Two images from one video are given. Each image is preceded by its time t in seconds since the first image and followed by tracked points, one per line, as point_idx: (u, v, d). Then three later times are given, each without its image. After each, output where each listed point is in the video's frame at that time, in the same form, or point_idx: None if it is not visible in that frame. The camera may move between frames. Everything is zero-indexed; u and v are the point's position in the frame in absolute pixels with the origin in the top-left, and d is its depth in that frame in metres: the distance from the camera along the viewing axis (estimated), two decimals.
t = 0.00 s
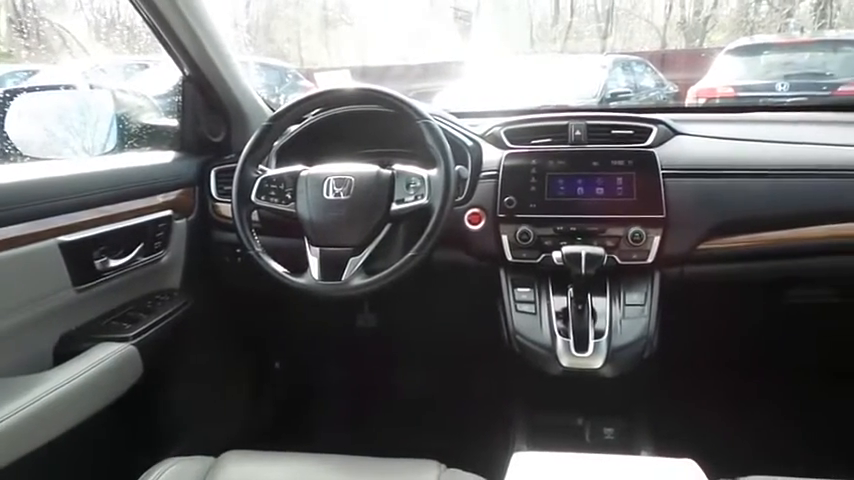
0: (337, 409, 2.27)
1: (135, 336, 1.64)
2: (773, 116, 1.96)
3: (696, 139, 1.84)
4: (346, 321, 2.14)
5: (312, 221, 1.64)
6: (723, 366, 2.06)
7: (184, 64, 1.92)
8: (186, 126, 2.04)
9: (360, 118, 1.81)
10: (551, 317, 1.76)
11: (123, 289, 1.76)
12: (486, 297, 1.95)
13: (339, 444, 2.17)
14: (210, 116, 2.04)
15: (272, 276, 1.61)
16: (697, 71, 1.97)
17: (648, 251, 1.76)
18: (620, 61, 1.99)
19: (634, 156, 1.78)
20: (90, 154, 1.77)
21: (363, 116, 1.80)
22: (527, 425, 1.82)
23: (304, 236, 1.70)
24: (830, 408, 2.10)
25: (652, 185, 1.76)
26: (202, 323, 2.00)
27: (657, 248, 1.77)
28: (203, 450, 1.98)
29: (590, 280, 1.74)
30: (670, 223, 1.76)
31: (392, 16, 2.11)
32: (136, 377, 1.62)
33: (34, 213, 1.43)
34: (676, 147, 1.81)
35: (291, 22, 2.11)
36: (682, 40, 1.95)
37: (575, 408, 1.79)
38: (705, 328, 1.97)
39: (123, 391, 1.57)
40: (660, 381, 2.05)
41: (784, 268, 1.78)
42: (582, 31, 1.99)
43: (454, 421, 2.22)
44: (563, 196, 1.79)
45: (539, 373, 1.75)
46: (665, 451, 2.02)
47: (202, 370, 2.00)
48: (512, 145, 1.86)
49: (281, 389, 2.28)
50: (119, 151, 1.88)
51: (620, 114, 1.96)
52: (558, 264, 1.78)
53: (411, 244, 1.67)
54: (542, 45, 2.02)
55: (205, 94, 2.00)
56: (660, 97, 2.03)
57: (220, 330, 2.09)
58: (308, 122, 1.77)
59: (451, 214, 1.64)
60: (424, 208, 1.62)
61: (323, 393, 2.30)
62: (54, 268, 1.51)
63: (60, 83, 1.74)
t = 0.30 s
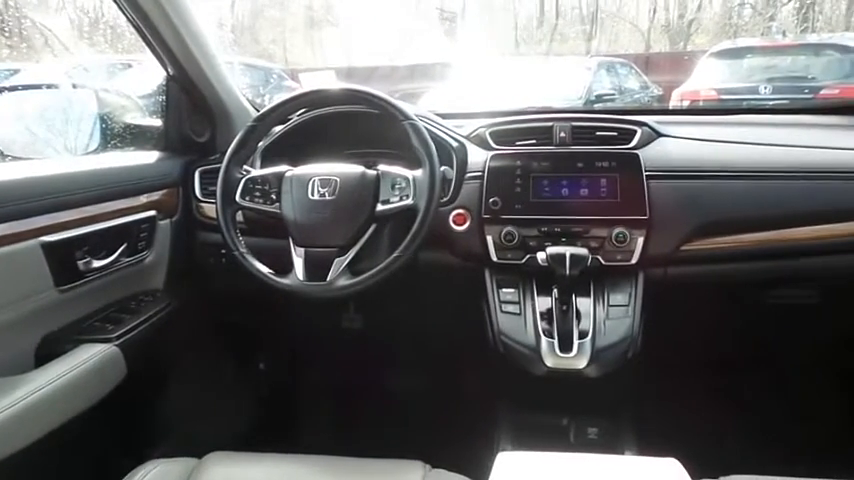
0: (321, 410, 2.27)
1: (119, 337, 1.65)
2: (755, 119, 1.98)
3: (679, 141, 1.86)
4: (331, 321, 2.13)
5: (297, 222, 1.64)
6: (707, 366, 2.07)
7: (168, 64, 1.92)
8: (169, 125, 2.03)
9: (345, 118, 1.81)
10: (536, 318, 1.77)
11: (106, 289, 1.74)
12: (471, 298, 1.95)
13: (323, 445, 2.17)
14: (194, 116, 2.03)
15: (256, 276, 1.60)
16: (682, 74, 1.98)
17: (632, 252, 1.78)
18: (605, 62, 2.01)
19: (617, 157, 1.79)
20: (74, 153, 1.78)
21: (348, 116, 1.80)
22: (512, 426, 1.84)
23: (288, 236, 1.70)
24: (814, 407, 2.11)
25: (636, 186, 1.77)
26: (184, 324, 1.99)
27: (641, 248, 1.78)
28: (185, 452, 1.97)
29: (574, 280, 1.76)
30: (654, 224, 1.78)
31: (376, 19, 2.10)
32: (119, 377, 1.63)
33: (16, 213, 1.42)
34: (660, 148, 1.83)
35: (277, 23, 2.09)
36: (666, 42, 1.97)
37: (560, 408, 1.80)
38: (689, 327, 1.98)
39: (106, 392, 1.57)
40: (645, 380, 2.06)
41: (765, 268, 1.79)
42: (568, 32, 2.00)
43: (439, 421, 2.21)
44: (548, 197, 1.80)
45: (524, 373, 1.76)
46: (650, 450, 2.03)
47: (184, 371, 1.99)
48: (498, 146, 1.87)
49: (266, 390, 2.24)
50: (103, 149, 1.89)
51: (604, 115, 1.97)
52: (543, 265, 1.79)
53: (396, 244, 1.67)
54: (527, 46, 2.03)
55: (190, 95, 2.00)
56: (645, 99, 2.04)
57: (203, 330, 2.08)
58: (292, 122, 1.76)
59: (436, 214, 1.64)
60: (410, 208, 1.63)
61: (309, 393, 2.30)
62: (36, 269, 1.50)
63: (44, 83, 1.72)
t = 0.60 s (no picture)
0: (308, 410, 2.27)
1: (102, 338, 1.64)
2: (744, 120, 1.98)
3: (665, 143, 1.86)
4: (317, 320, 2.13)
5: (284, 222, 1.63)
6: (692, 365, 2.09)
7: (153, 63, 1.90)
8: (154, 126, 2.01)
9: (332, 119, 1.81)
10: (523, 317, 1.78)
11: (91, 290, 1.73)
12: (457, 299, 1.95)
13: (308, 446, 2.17)
14: (179, 115, 2.01)
15: (242, 276, 1.59)
16: (667, 75, 1.99)
17: (618, 252, 1.79)
18: (591, 64, 2.01)
19: (603, 158, 1.80)
20: (59, 151, 1.77)
21: (335, 117, 1.80)
22: (498, 427, 1.85)
23: (275, 236, 1.69)
24: (799, 406, 2.13)
25: (621, 187, 1.78)
26: (169, 324, 1.98)
27: (627, 249, 1.79)
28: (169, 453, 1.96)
29: (561, 281, 1.77)
30: (639, 225, 1.79)
31: (367, 16, 2.11)
32: (101, 380, 1.62)
33: None
34: (646, 149, 1.83)
35: (263, 22, 2.09)
36: (651, 45, 1.99)
37: (547, 408, 1.81)
38: (674, 327, 1.99)
39: (89, 395, 1.57)
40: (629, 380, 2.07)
41: (750, 269, 1.81)
42: (554, 34, 2.01)
43: (426, 420, 2.21)
44: (535, 198, 1.80)
45: (511, 373, 1.78)
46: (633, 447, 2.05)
47: (167, 372, 1.98)
48: (484, 147, 1.87)
49: (252, 392, 2.23)
50: (86, 149, 1.87)
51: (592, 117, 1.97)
52: (529, 266, 1.79)
53: (383, 245, 1.67)
54: (515, 47, 2.04)
55: (175, 93, 1.98)
56: (631, 101, 2.04)
57: (187, 331, 2.07)
58: (279, 122, 1.75)
59: (423, 214, 1.64)
60: (397, 208, 1.62)
61: (296, 393, 2.29)
62: (18, 268, 1.49)
63: (26, 81, 1.71)
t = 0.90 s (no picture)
0: (294, 411, 2.27)
1: (86, 341, 1.63)
2: (731, 122, 1.98)
3: (651, 144, 1.87)
4: (304, 321, 2.13)
5: (271, 223, 1.63)
6: (676, 365, 2.11)
7: (138, 63, 1.89)
8: (139, 125, 2.00)
9: (318, 119, 1.80)
10: (510, 318, 1.79)
11: (75, 292, 1.71)
12: (444, 300, 1.95)
13: (295, 446, 2.16)
14: (165, 115, 2.00)
15: (228, 277, 1.58)
16: (654, 77, 2.01)
17: (604, 253, 1.79)
18: (579, 65, 2.02)
19: (590, 160, 1.80)
20: (42, 151, 1.75)
21: (322, 117, 1.80)
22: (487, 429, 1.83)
23: (261, 237, 1.69)
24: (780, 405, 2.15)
25: (608, 188, 1.79)
26: (155, 325, 1.98)
27: (613, 250, 1.80)
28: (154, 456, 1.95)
29: (548, 281, 1.76)
30: (625, 225, 1.79)
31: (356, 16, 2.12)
32: (85, 382, 1.61)
33: None
34: (632, 151, 1.84)
35: (252, 23, 2.10)
36: (639, 45, 2.00)
37: (534, 408, 1.82)
38: (659, 327, 2.01)
39: (72, 398, 1.56)
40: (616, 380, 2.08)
41: (735, 269, 1.82)
42: (543, 35, 2.03)
43: (412, 420, 2.21)
44: (522, 199, 1.81)
45: (498, 373, 1.78)
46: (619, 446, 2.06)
47: (153, 373, 1.98)
48: (471, 148, 1.87)
49: (238, 395, 2.22)
50: (70, 149, 1.85)
51: (579, 118, 1.98)
52: (516, 266, 1.80)
53: (370, 246, 1.67)
54: (502, 48, 2.04)
55: (161, 93, 1.97)
56: (620, 101, 2.04)
57: (173, 332, 2.07)
58: (266, 123, 1.74)
59: (410, 215, 1.64)
60: (384, 209, 1.62)
61: (284, 394, 2.29)
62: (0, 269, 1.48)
63: (10, 80, 1.69)
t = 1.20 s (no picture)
0: (285, 412, 2.26)
1: (74, 343, 1.63)
2: (718, 121, 2.00)
3: (639, 144, 1.88)
4: (293, 322, 2.13)
5: (260, 223, 1.62)
6: (663, 364, 2.12)
7: (125, 64, 1.89)
8: (126, 125, 2.00)
9: (307, 119, 1.80)
10: (499, 317, 1.80)
11: (62, 294, 1.70)
12: (433, 300, 1.95)
13: (284, 448, 2.15)
14: (153, 115, 2.00)
15: (216, 278, 1.58)
16: (641, 77, 2.02)
17: (592, 253, 1.80)
18: (567, 65, 2.02)
19: (578, 159, 1.81)
20: (28, 153, 1.73)
21: (310, 118, 1.79)
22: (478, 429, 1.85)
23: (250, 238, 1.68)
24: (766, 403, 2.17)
25: (595, 188, 1.80)
26: (144, 327, 1.97)
27: (601, 249, 1.80)
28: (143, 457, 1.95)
29: (537, 281, 1.76)
30: (613, 225, 1.80)
31: (344, 17, 2.12)
32: (74, 384, 1.61)
33: None
34: (619, 151, 1.85)
35: (241, 23, 2.10)
36: (627, 45, 2.01)
37: (523, 408, 1.83)
38: (647, 327, 2.01)
39: (60, 400, 1.55)
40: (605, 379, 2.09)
41: (722, 268, 1.83)
42: (531, 35, 2.04)
43: (401, 420, 2.21)
44: (510, 199, 1.81)
45: (488, 372, 1.79)
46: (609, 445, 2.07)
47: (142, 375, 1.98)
48: (460, 148, 1.88)
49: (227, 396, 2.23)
50: (57, 151, 1.83)
51: (567, 118, 1.99)
52: (505, 266, 1.80)
53: (359, 246, 1.67)
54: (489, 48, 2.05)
55: (148, 93, 1.96)
56: (608, 102, 2.04)
57: (163, 333, 2.07)
58: (254, 123, 1.74)
59: (399, 215, 1.64)
60: (373, 209, 1.63)
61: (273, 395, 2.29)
62: None
63: None
